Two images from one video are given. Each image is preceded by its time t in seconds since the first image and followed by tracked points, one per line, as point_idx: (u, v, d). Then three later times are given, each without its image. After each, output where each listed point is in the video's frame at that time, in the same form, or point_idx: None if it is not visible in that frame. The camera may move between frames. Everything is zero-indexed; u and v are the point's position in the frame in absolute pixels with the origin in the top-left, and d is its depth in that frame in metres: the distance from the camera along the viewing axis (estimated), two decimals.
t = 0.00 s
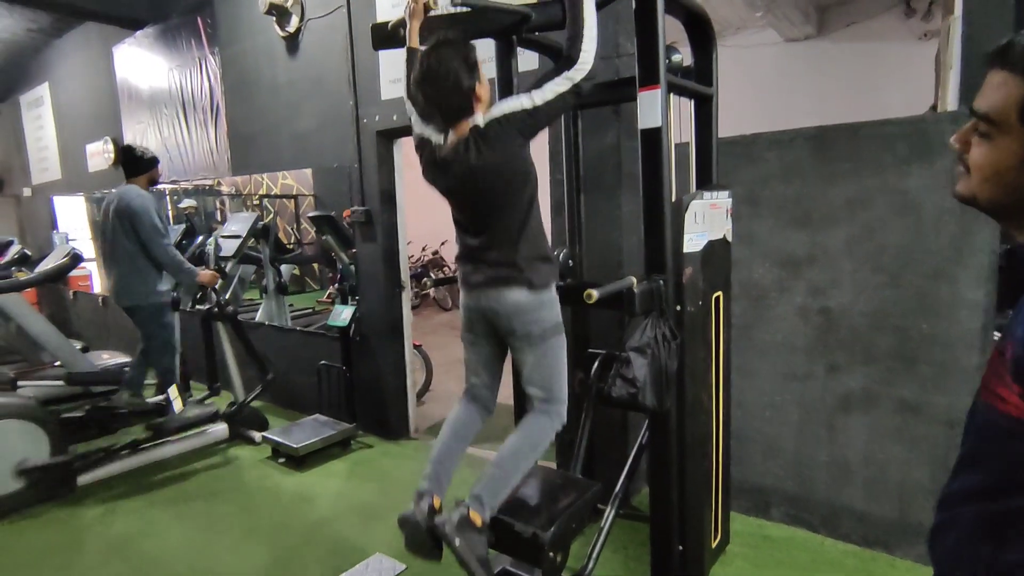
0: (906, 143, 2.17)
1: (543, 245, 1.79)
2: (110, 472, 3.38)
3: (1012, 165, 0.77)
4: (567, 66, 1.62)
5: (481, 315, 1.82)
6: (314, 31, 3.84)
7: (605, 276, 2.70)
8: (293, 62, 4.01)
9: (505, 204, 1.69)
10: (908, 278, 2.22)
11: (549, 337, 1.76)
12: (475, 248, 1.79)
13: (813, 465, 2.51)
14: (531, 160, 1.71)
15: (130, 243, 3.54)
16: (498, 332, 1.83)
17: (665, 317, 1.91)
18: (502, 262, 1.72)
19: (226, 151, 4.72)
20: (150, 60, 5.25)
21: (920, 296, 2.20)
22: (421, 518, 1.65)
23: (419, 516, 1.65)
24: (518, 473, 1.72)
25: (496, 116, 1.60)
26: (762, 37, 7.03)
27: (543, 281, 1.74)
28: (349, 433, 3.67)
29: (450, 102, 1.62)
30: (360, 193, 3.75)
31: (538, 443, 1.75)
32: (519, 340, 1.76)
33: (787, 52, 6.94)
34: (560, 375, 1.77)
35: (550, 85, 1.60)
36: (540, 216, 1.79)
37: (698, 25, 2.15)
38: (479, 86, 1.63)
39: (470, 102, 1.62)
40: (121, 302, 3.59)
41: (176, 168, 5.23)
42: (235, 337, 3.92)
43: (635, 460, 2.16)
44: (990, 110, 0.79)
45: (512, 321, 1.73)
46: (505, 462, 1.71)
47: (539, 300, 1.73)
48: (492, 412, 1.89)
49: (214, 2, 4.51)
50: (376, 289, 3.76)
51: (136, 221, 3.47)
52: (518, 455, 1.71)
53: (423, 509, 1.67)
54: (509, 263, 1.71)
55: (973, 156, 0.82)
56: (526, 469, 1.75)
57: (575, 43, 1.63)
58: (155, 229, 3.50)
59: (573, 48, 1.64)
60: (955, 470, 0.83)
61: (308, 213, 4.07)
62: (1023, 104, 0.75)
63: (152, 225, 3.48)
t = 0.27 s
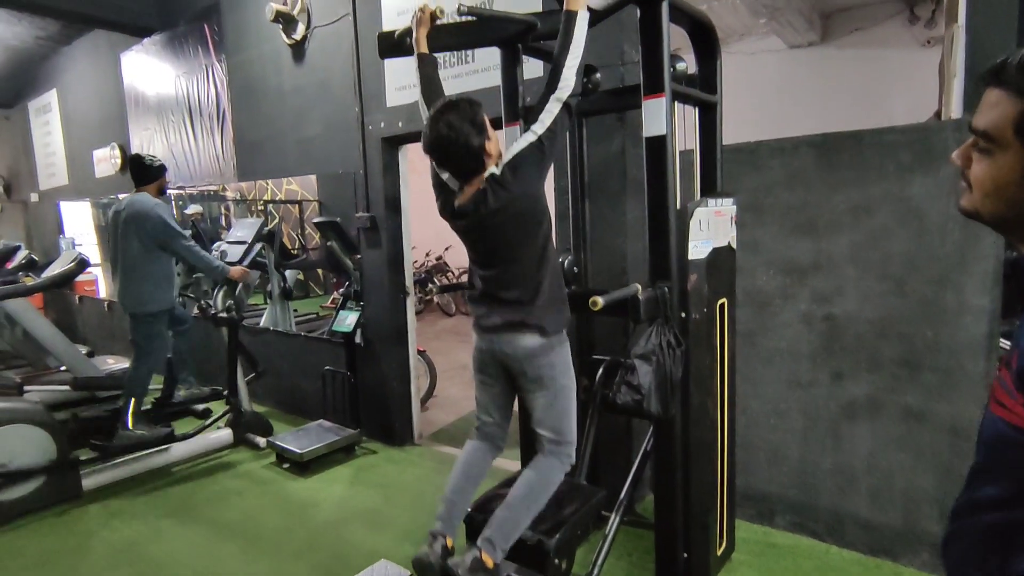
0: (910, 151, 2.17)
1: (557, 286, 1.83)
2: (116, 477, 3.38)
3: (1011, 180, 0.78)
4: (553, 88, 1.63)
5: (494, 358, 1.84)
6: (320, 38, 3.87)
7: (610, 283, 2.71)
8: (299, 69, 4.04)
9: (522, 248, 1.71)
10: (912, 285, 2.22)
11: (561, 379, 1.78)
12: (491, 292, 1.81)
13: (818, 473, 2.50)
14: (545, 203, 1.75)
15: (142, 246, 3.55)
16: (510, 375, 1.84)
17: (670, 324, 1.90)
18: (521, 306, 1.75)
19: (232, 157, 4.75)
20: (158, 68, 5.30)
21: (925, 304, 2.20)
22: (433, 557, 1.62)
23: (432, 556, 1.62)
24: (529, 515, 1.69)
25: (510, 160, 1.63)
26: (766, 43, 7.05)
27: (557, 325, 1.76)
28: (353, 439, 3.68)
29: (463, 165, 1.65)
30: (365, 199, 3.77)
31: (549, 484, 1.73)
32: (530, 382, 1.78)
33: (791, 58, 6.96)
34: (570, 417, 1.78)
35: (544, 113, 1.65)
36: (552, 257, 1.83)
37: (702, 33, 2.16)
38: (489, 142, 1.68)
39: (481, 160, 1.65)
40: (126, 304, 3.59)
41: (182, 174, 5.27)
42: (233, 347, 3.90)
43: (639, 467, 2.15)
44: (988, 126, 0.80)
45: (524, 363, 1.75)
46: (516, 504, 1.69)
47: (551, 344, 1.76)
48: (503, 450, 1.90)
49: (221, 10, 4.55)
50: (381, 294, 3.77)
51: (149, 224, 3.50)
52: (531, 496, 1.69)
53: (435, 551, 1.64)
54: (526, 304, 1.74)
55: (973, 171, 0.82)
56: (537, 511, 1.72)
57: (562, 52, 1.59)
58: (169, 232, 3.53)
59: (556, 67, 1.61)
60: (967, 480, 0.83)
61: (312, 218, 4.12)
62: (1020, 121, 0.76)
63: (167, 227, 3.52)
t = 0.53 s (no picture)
0: (915, 157, 2.18)
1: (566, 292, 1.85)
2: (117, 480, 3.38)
3: (1014, 189, 0.78)
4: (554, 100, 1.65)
5: (504, 372, 1.87)
6: (326, 44, 3.90)
7: (613, 289, 2.70)
8: (305, 75, 4.07)
9: (531, 258, 1.73)
10: (917, 291, 2.21)
11: (569, 392, 1.81)
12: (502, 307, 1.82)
13: (823, 480, 2.49)
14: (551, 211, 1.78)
15: (143, 254, 3.56)
16: (520, 388, 1.87)
17: (674, 330, 1.92)
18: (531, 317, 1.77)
19: (238, 162, 4.78)
20: (164, 73, 5.34)
21: (930, 310, 2.19)
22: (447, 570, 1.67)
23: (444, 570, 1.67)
24: (538, 527, 1.74)
25: (518, 171, 1.65)
26: (770, 50, 7.07)
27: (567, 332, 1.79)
28: (356, 443, 3.68)
29: (469, 188, 1.68)
30: (370, 204, 3.78)
31: (557, 495, 1.78)
32: (539, 395, 1.81)
33: (794, 65, 6.97)
34: (578, 428, 1.83)
35: (548, 123, 1.66)
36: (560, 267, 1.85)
37: (706, 40, 2.17)
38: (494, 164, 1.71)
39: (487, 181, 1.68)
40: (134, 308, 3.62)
41: (188, 179, 5.30)
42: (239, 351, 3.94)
43: (643, 473, 2.15)
44: (992, 135, 0.80)
45: (533, 377, 1.78)
46: (525, 513, 1.73)
47: (560, 356, 1.79)
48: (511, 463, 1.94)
49: (228, 16, 4.58)
50: (385, 299, 3.78)
51: (150, 232, 3.51)
52: (539, 506, 1.75)
53: (449, 563, 1.69)
54: (536, 312, 1.76)
55: (978, 180, 0.82)
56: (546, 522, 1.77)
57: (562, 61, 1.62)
58: (169, 241, 3.54)
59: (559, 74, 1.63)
60: (974, 488, 0.83)
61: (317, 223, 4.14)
62: None
63: (164, 237, 3.53)
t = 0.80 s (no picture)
0: (921, 162, 2.17)
1: (568, 272, 1.82)
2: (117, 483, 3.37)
3: None
4: (563, 102, 1.62)
5: (508, 346, 1.86)
6: (330, 49, 3.91)
7: (616, 294, 2.69)
8: (309, 79, 4.08)
9: (527, 240, 1.73)
10: (923, 298, 2.20)
11: (576, 363, 1.78)
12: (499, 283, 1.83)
13: (828, 488, 2.47)
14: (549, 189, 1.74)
15: (146, 256, 3.57)
16: (525, 362, 1.86)
17: (678, 336, 1.91)
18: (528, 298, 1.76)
19: (242, 166, 4.79)
20: (169, 77, 5.36)
21: (936, 316, 2.18)
22: (451, 527, 1.66)
23: (448, 526, 1.66)
24: (545, 495, 1.73)
25: (511, 166, 1.61)
26: (773, 55, 7.06)
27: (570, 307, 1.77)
28: (358, 448, 3.67)
29: (466, 156, 1.66)
30: (373, 208, 3.78)
31: (565, 465, 1.75)
32: (546, 367, 1.79)
33: (798, 70, 6.97)
34: (586, 400, 1.79)
35: (553, 123, 1.60)
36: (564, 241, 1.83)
37: (710, 45, 2.17)
38: (492, 136, 1.68)
39: (484, 152, 1.66)
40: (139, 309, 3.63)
41: (192, 182, 5.32)
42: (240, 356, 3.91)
43: (647, 479, 2.14)
44: (1004, 139, 0.79)
45: (539, 349, 1.76)
46: (533, 478, 1.72)
47: (566, 328, 1.77)
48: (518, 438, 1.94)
49: (233, 20, 4.60)
50: (388, 303, 3.77)
51: (152, 234, 3.52)
52: (548, 473, 1.72)
53: (452, 520, 1.68)
54: (534, 294, 1.74)
55: (988, 185, 0.82)
56: (552, 491, 1.76)
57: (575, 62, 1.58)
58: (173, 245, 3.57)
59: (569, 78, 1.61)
60: (983, 498, 0.81)
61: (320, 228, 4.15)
62: None
63: (168, 240, 3.54)
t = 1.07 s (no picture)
0: (926, 175, 2.16)
1: (565, 237, 1.83)
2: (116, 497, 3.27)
3: None
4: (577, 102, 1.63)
5: (506, 315, 1.84)
6: (331, 59, 3.91)
7: (618, 305, 2.67)
8: (310, 88, 4.08)
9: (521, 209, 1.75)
10: (929, 311, 2.18)
11: (578, 329, 1.77)
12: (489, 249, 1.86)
13: (833, 503, 2.44)
14: (546, 168, 1.77)
15: (151, 272, 3.54)
16: (524, 331, 1.84)
17: (682, 349, 1.89)
18: (523, 264, 1.76)
19: (242, 174, 4.78)
20: (171, 86, 5.37)
21: (942, 330, 2.16)
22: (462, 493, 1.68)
23: (461, 489, 1.69)
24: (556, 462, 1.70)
25: (506, 133, 1.65)
26: (773, 67, 7.09)
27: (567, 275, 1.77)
28: (357, 460, 3.63)
29: (465, 108, 1.69)
30: (374, 217, 3.77)
31: (574, 431, 1.73)
32: (547, 334, 1.77)
33: (798, 81, 6.99)
34: (589, 366, 1.77)
35: (565, 113, 1.64)
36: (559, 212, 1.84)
37: (713, 57, 2.16)
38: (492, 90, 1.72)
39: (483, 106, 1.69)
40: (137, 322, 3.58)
41: (192, 190, 5.31)
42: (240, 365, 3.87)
43: (650, 494, 2.12)
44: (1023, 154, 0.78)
45: (540, 316, 1.74)
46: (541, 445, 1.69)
47: (566, 296, 1.76)
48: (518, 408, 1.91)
49: (235, 30, 4.61)
50: (388, 313, 3.75)
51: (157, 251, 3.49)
52: (556, 439, 1.69)
53: (465, 483, 1.71)
54: (530, 261, 1.75)
55: (1008, 200, 0.80)
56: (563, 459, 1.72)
57: (595, 76, 1.59)
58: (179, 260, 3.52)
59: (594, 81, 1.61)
60: (1005, 523, 0.79)
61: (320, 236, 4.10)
62: None
63: (174, 255, 3.50)
